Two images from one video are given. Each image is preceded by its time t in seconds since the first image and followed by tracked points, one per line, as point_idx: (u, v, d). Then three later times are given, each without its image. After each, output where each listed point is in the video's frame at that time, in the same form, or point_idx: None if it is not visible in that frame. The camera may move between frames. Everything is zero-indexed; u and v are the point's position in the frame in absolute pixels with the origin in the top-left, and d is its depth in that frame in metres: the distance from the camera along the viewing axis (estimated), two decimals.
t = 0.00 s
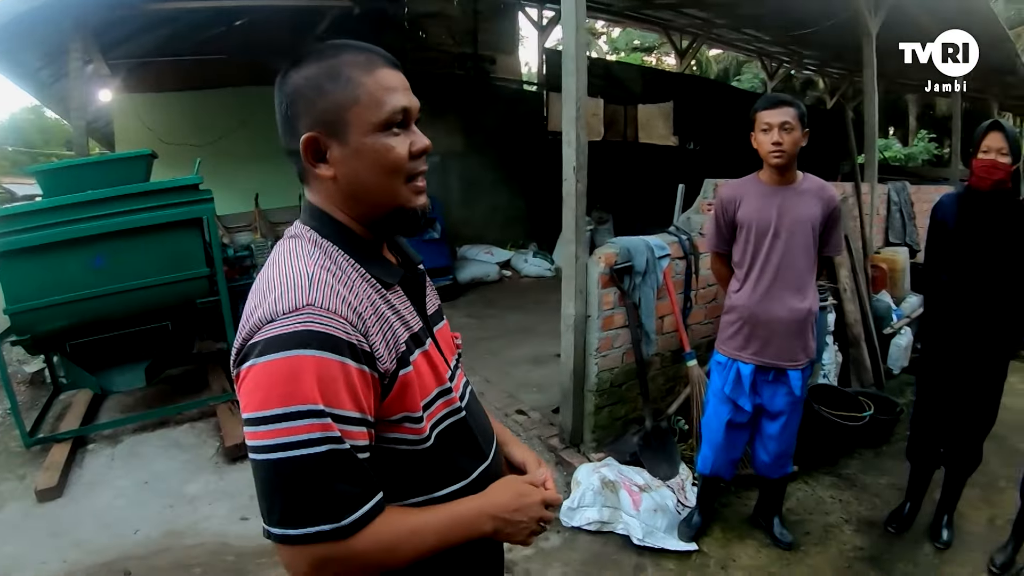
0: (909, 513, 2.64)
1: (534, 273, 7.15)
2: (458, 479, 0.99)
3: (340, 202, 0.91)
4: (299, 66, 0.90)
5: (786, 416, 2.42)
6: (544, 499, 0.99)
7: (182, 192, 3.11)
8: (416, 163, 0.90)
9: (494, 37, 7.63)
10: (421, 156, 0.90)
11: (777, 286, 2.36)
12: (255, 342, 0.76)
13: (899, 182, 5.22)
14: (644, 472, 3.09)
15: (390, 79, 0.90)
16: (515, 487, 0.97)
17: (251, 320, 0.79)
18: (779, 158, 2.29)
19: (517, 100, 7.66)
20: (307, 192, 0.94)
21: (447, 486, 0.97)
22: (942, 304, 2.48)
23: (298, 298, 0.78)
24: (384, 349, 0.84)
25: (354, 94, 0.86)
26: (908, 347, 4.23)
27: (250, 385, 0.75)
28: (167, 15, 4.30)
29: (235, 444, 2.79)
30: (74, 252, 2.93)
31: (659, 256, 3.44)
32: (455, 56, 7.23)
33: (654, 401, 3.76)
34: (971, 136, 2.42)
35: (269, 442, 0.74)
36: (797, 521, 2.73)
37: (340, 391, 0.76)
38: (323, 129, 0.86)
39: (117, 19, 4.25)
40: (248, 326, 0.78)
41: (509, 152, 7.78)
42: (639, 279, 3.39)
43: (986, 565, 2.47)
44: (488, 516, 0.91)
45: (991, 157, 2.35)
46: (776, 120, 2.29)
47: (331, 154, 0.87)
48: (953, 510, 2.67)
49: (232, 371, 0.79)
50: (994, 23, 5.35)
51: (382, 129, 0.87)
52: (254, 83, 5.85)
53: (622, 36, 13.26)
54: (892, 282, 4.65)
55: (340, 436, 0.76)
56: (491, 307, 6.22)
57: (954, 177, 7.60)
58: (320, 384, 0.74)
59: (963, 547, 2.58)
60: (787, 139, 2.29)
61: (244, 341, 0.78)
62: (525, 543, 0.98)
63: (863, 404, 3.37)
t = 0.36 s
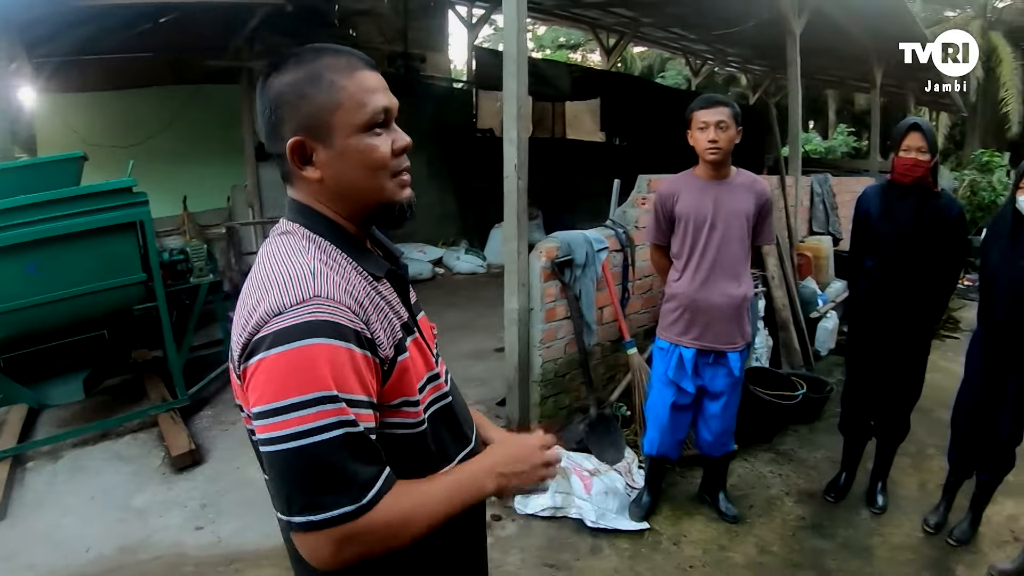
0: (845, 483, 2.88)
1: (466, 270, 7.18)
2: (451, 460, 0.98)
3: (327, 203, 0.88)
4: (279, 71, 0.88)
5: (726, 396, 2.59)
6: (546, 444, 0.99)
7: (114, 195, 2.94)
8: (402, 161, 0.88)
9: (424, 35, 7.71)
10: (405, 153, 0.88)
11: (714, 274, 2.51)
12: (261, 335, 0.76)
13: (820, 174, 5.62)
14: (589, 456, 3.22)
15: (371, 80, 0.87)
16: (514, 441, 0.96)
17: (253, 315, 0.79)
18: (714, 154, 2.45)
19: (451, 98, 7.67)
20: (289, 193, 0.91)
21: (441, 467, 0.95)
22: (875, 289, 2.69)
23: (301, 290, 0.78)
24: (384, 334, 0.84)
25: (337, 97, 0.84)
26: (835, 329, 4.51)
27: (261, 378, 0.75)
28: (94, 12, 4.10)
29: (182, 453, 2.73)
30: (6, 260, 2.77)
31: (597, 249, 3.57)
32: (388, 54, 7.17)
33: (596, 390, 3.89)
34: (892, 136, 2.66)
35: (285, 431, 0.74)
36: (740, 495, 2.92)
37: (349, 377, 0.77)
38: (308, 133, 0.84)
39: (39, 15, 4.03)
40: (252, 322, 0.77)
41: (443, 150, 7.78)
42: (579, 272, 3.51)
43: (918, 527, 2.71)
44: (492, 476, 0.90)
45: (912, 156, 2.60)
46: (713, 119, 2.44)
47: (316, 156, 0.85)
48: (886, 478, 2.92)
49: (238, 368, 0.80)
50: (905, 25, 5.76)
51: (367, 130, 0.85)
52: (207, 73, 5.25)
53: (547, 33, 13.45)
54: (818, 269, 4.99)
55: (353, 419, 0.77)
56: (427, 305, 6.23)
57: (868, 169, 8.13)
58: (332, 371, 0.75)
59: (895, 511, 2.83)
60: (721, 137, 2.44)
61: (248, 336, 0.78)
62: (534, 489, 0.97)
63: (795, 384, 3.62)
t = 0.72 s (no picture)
0: (783, 459, 3.07)
1: (399, 271, 7.12)
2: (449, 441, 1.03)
3: (314, 201, 0.89)
4: (262, 71, 0.89)
5: (669, 382, 2.70)
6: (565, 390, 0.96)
7: (40, 202, 2.78)
8: (387, 157, 0.89)
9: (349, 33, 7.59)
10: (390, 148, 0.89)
11: (656, 266, 2.63)
12: (265, 334, 0.77)
13: (743, 168, 5.93)
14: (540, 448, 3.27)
15: (356, 77, 0.88)
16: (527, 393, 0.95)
17: (252, 315, 0.79)
18: (654, 151, 2.56)
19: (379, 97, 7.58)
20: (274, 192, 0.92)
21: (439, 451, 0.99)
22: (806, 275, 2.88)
23: (301, 286, 0.79)
24: (382, 325, 0.86)
25: (319, 95, 0.85)
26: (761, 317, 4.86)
27: (271, 378, 0.76)
28: None
29: (124, 470, 2.63)
30: None
31: (536, 245, 3.65)
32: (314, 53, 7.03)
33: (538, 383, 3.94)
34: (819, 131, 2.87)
35: (302, 428, 0.77)
36: (686, 476, 3.05)
37: (356, 368, 0.79)
38: (292, 131, 0.86)
39: None
40: (256, 322, 0.78)
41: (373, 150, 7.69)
42: (520, 268, 3.58)
43: (857, 495, 2.93)
44: (504, 437, 0.91)
45: (838, 148, 2.80)
46: (652, 117, 2.54)
47: (302, 154, 0.86)
48: (822, 451, 3.13)
49: (239, 367, 0.80)
50: (818, 26, 6.13)
51: (351, 127, 0.86)
52: (129, 73, 4.92)
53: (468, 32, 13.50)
54: (743, 258, 5.25)
55: (363, 409, 0.79)
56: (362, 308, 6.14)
57: (788, 162, 8.58)
58: (340, 365, 0.77)
59: (833, 483, 3.03)
60: (658, 135, 2.55)
61: (249, 337, 0.79)
62: (560, 438, 0.97)
63: (730, 368, 3.82)
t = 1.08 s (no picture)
0: (732, 437, 3.25)
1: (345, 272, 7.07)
2: (436, 426, 1.07)
3: (312, 198, 0.93)
4: (268, 69, 0.92)
5: (621, 367, 2.82)
6: (537, 419, 1.04)
7: None
8: (382, 161, 0.94)
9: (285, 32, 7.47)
10: (386, 154, 0.94)
11: (606, 256, 2.75)
12: (273, 324, 0.79)
13: (680, 161, 6.18)
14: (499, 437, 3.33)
15: (360, 84, 0.93)
16: (507, 412, 1.01)
17: (259, 307, 0.81)
18: (602, 147, 2.68)
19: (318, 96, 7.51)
20: (271, 188, 0.94)
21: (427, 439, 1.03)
22: (746, 262, 3.06)
23: (307, 280, 0.81)
24: (379, 319, 0.89)
25: (327, 98, 0.89)
26: (702, 304, 5.13)
27: (279, 367, 0.78)
28: None
29: (81, 484, 2.58)
30: None
31: (484, 240, 3.73)
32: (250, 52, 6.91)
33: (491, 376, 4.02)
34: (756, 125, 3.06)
35: (305, 415, 0.78)
36: (641, 458, 3.20)
37: (359, 359, 0.82)
38: (298, 130, 0.89)
39: None
40: (264, 313, 0.80)
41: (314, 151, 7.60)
42: (470, 263, 3.64)
43: (803, 467, 3.14)
44: (487, 444, 0.97)
45: (774, 141, 3.00)
46: (600, 115, 2.65)
47: (305, 152, 0.90)
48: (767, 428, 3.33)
49: (247, 357, 0.82)
50: (751, 23, 6.42)
51: (354, 131, 0.90)
52: (67, 72, 4.67)
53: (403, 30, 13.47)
54: (683, 248, 5.48)
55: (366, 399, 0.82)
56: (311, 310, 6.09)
57: (721, 154, 8.96)
58: (346, 356, 0.80)
59: (780, 457, 3.23)
60: (609, 131, 2.67)
61: (256, 327, 0.80)
62: (525, 456, 1.04)
63: (675, 353, 4.00)
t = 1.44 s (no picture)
0: (700, 428, 3.37)
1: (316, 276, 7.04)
2: (422, 411, 1.14)
3: (302, 202, 0.99)
4: (264, 79, 0.97)
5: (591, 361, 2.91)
6: (559, 381, 1.01)
7: None
8: (368, 170, 1.01)
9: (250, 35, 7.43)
10: (372, 162, 1.00)
11: (574, 253, 2.83)
12: (272, 322, 0.85)
13: (644, 160, 6.32)
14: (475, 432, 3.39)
15: (352, 97, 1.00)
16: (524, 378, 0.99)
17: (258, 306, 0.88)
18: (569, 149, 2.77)
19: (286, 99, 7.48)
20: (263, 191, 1.01)
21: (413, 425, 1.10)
22: (710, 256, 3.19)
23: (302, 278, 0.88)
24: (368, 310, 0.96)
25: (321, 109, 0.95)
26: (668, 300, 5.27)
27: (280, 359, 0.85)
28: None
29: (61, 492, 2.59)
30: None
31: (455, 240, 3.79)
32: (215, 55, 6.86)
33: (464, 373, 4.08)
34: (718, 125, 3.18)
35: (308, 403, 0.85)
36: (612, 450, 3.30)
37: (354, 348, 0.89)
38: (291, 138, 0.95)
39: None
40: (264, 310, 0.86)
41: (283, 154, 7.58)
42: (442, 263, 3.70)
43: (771, 454, 3.27)
44: (498, 412, 0.98)
45: (734, 141, 3.13)
46: (567, 118, 2.73)
47: (298, 159, 0.96)
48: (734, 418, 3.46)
49: (250, 354, 0.88)
50: (713, 23, 6.57)
51: (346, 141, 0.97)
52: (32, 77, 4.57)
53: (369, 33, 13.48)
54: (648, 245, 5.62)
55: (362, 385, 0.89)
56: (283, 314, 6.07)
57: (686, 153, 9.16)
58: (342, 345, 0.87)
59: (747, 445, 3.36)
60: (575, 133, 2.75)
61: (256, 325, 0.87)
62: (548, 413, 1.04)
63: (644, 347, 4.11)
